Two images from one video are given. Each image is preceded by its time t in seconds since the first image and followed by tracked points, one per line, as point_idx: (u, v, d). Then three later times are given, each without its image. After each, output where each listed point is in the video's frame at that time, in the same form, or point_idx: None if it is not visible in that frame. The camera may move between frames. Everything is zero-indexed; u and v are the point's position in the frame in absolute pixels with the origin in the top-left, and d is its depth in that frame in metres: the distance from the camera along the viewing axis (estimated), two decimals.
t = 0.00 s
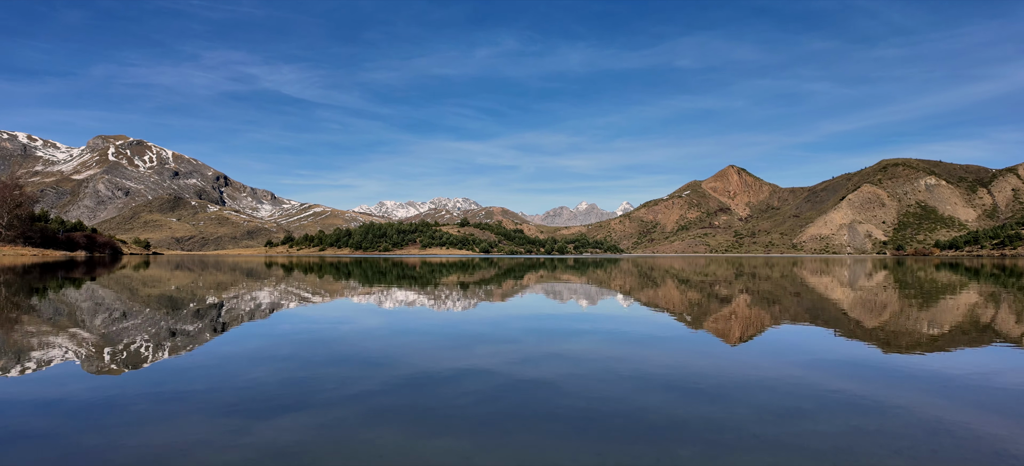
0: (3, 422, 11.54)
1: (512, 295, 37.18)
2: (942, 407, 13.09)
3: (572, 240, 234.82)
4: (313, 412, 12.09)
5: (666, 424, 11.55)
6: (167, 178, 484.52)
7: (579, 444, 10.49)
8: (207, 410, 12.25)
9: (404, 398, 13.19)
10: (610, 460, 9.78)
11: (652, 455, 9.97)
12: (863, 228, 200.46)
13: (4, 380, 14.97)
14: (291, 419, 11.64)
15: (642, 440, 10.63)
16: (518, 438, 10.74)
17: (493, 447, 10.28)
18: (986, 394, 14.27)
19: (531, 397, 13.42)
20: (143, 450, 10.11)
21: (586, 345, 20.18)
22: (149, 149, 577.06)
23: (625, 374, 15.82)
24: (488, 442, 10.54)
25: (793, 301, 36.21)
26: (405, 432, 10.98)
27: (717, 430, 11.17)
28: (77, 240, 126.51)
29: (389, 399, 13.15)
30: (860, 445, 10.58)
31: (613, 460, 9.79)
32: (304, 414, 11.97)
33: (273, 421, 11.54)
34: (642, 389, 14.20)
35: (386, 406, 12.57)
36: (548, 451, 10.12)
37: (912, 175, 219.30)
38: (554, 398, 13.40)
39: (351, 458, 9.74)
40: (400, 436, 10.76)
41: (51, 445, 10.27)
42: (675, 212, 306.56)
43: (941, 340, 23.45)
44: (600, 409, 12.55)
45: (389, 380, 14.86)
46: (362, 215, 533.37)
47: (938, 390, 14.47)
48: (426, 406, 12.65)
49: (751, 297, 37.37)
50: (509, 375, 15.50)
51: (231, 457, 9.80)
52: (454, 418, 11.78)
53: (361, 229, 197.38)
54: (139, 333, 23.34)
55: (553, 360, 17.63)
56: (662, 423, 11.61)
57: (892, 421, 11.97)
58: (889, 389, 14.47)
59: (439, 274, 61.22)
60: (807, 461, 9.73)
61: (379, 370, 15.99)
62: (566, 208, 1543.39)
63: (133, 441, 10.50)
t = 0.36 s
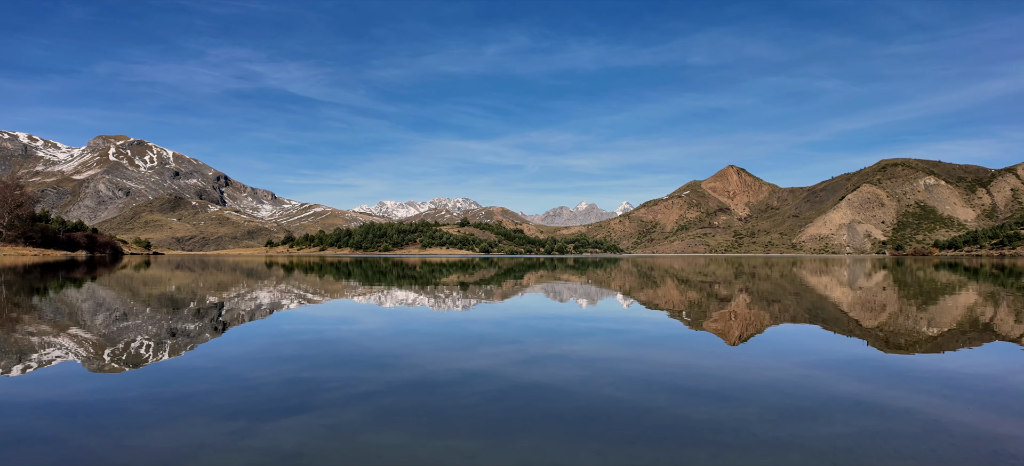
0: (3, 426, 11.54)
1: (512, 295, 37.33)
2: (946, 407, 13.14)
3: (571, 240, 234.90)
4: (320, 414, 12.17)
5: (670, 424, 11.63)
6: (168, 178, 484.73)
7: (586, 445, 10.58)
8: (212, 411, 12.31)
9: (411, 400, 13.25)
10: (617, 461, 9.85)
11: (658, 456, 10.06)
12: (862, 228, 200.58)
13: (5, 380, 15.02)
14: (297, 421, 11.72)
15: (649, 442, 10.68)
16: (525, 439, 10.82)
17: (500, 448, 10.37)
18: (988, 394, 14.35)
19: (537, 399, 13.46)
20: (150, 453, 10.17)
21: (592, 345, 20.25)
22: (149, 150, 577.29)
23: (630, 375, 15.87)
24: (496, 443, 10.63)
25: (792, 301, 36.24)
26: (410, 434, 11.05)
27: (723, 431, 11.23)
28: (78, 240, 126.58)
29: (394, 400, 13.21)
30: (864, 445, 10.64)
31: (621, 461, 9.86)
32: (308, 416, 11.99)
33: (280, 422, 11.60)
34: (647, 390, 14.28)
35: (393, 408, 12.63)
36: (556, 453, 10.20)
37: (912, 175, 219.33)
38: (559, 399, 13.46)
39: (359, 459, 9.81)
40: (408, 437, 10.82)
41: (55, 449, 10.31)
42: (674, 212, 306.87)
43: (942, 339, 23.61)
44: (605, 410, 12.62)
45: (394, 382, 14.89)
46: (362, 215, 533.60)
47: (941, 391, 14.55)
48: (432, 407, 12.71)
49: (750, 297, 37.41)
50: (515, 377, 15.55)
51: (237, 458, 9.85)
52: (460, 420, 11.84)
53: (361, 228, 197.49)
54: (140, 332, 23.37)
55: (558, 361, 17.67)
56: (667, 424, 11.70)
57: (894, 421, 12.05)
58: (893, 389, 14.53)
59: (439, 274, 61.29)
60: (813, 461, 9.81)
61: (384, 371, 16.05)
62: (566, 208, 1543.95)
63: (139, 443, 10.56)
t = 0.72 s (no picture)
0: (8, 428, 11.56)
1: (512, 295, 37.62)
2: (954, 408, 13.15)
3: (571, 240, 235.00)
4: (326, 415, 12.22)
5: (679, 425, 11.65)
6: (169, 178, 485.00)
7: (596, 445, 10.64)
8: (217, 413, 12.30)
9: (418, 400, 13.34)
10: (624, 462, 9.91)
11: (665, 456, 10.13)
12: (862, 228, 200.56)
13: (6, 382, 15.07)
14: (304, 422, 11.78)
15: (657, 444, 10.67)
16: (532, 440, 10.88)
17: (509, 449, 10.41)
18: (992, 393, 14.40)
19: (544, 400, 13.51)
20: (155, 455, 10.19)
21: (594, 346, 20.34)
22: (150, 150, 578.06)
23: (637, 376, 15.93)
24: (506, 444, 10.66)
25: (792, 301, 36.35)
26: (416, 434, 11.11)
27: (732, 432, 11.20)
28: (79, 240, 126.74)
29: (402, 401, 13.28)
30: (873, 447, 10.62)
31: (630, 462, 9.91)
32: (313, 418, 12.04)
33: (287, 424, 11.65)
34: (654, 390, 14.35)
35: (400, 409, 12.69)
36: (565, 454, 10.25)
37: (911, 175, 219.45)
38: (564, 400, 13.54)
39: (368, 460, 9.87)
40: (417, 439, 10.86)
41: (59, 452, 10.33)
42: (674, 212, 307.13)
43: (942, 338, 23.80)
44: (613, 411, 12.62)
45: (399, 382, 14.94)
46: (362, 215, 533.91)
47: (945, 390, 14.63)
48: (440, 408, 12.75)
49: (750, 296, 37.54)
50: (521, 377, 15.66)
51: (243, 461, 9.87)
52: (467, 422, 11.91)
53: (361, 228, 197.64)
54: (141, 332, 23.47)
55: (563, 361, 17.70)
56: (677, 424, 11.69)
57: (901, 423, 12.03)
58: (898, 391, 14.56)
59: (439, 274, 61.53)
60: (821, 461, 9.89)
61: (390, 371, 16.17)
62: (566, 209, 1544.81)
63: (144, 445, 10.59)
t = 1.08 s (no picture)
0: (10, 429, 11.63)
1: (512, 294, 37.63)
2: (956, 409, 13.22)
3: (571, 240, 234.99)
4: (332, 417, 12.27)
5: (683, 426, 11.70)
6: (169, 178, 484.98)
7: (601, 447, 10.68)
8: (221, 415, 12.39)
9: (424, 402, 13.39)
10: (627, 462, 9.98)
11: (669, 457, 10.18)
12: (861, 228, 200.61)
13: (7, 382, 15.09)
14: (310, 424, 11.84)
15: (659, 445, 10.74)
16: (538, 441, 10.96)
17: (515, 451, 10.49)
18: (994, 394, 14.51)
19: (548, 401, 13.59)
20: (161, 456, 10.22)
21: (597, 346, 20.43)
22: (151, 151, 578.25)
23: (643, 376, 15.98)
24: (511, 445, 10.75)
25: (792, 300, 36.39)
26: (421, 435, 11.18)
27: (736, 434, 11.27)
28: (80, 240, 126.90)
29: (407, 402, 13.33)
30: (875, 448, 10.70)
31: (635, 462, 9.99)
32: (319, 420, 12.10)
33: (292, 425, 11.73)
34: (659, 391, 14.42)
35: (406, 410, 12.76)
36: (570, 455, 10.32)
37: (911, 175, 219.45)
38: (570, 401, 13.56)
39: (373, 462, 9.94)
40: (422, 440, 10.92)
41: (63, 454, 10.35)
42: (674, 212, 307.39)
43: (941, 338, 23.86)
44: (617, 412, 12.71)
45: (404, 383, 15.01)
46: (363, 215, 533.91)
47: (946, 390, 14.73)
48: (445, 409, 12.83)
49: (750, 296, 37.59)
50: (526, 378, 15.70)
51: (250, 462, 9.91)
52: (472, 422, 11.98)
53: (362, 228, 197.78)
54: (142, 331, 23.66)
55: (568, 362, 17.77)
56: (681, 426, 11.74)
57: (901, 423, 12.12)
58: (902, 391, 14.63)
59: (439, 273, 61.63)
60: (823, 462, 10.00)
61: (395, 372, 16.24)
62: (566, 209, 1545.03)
63: (150, 447, 10.67)
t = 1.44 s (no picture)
0: (13, 431, 11.67)
1: (512, 294, 37.59)
2: (958, 409, 13.30)
3: (571, 240, 235.00)
4: (337, 418, 12.32)
5: (687, 427, 11.77)
6: (170, 178, 485.24)
7: (606, 449, 10.71)
8: (225, 416, 12.44)
9: (429, 403, 13.43)
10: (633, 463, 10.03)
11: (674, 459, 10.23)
12: (861, 228, 200.56)
13: (9, 384, 15.13)
14: (315, 425, 11.89)
15: (664, 446, 10.79)
16: (544, 443, 11.00)
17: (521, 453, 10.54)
18: (996, 394, 14.59)
19: (552, 402, 13.66)
20: (166, 459, 10.27)
21: (601, 346, 20.54)
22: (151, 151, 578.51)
23: (649, 378, 16.02)
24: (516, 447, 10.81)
25: (792, 300, 36.38)
26: (426, 437, 11.24)
27: (740, 434, 11.35)
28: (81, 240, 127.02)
29: (413, 404, 13.38)
30: (878, 448, 10.77)
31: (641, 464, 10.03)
32: (324, 422, 12.11)
33: (298, 427, 11.76)
34: (664, 392, 14.47)
35: (411, 411, 12.82)
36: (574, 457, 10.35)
37: (910, 175, 219.60)
38: (576, 403, 13.59)
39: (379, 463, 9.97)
40: (429, 442, 10.98)
41: (69, 456, 10.40)
42: (673, 212, 307.59)
43: (940, 338, 23.83)
44: (622, 413, 12.75)
45: (410, 385, 15.06)
46: (363, 215, 533.96)
47: (949, 391, 14.81)
48: (451, 411, 12.88)
49: (749, 296, 37.59)
50: (531, 379, 15.75)
51: (255, 464, 9.99)
52: (477, 423, 12.04)
53: (362, 228, 197.91)
54: (142, 332, 23.67)
55: (573, 363, 17.85)
56: (687, 427, 11.79)
57: (904, 424, 12.16)
58: (905, 392, 14.69)
59: (439, 273, 61.68)
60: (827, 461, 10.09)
61: (400, 373, 16.29)
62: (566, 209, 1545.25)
63: (154, 449, 10.70)
